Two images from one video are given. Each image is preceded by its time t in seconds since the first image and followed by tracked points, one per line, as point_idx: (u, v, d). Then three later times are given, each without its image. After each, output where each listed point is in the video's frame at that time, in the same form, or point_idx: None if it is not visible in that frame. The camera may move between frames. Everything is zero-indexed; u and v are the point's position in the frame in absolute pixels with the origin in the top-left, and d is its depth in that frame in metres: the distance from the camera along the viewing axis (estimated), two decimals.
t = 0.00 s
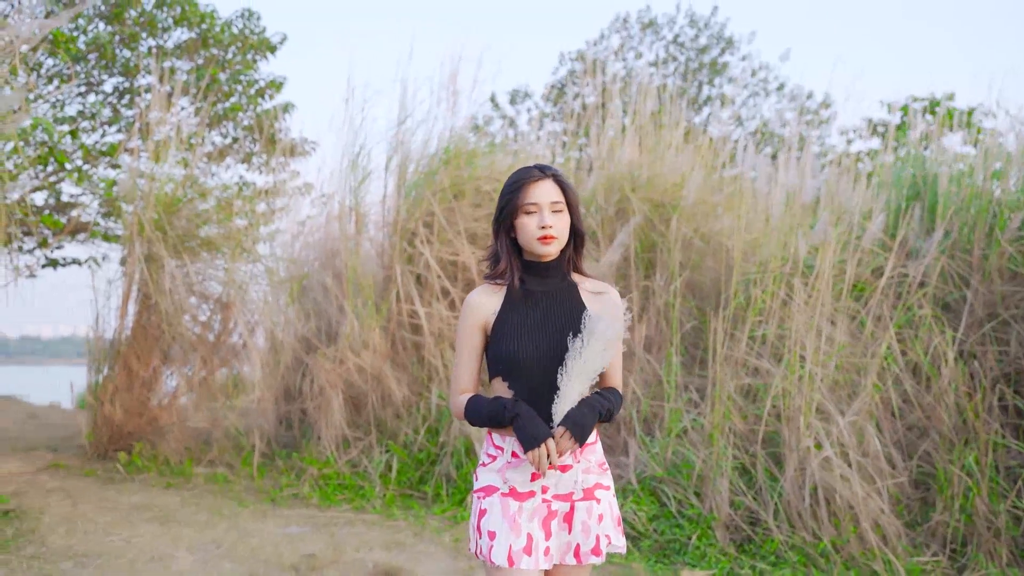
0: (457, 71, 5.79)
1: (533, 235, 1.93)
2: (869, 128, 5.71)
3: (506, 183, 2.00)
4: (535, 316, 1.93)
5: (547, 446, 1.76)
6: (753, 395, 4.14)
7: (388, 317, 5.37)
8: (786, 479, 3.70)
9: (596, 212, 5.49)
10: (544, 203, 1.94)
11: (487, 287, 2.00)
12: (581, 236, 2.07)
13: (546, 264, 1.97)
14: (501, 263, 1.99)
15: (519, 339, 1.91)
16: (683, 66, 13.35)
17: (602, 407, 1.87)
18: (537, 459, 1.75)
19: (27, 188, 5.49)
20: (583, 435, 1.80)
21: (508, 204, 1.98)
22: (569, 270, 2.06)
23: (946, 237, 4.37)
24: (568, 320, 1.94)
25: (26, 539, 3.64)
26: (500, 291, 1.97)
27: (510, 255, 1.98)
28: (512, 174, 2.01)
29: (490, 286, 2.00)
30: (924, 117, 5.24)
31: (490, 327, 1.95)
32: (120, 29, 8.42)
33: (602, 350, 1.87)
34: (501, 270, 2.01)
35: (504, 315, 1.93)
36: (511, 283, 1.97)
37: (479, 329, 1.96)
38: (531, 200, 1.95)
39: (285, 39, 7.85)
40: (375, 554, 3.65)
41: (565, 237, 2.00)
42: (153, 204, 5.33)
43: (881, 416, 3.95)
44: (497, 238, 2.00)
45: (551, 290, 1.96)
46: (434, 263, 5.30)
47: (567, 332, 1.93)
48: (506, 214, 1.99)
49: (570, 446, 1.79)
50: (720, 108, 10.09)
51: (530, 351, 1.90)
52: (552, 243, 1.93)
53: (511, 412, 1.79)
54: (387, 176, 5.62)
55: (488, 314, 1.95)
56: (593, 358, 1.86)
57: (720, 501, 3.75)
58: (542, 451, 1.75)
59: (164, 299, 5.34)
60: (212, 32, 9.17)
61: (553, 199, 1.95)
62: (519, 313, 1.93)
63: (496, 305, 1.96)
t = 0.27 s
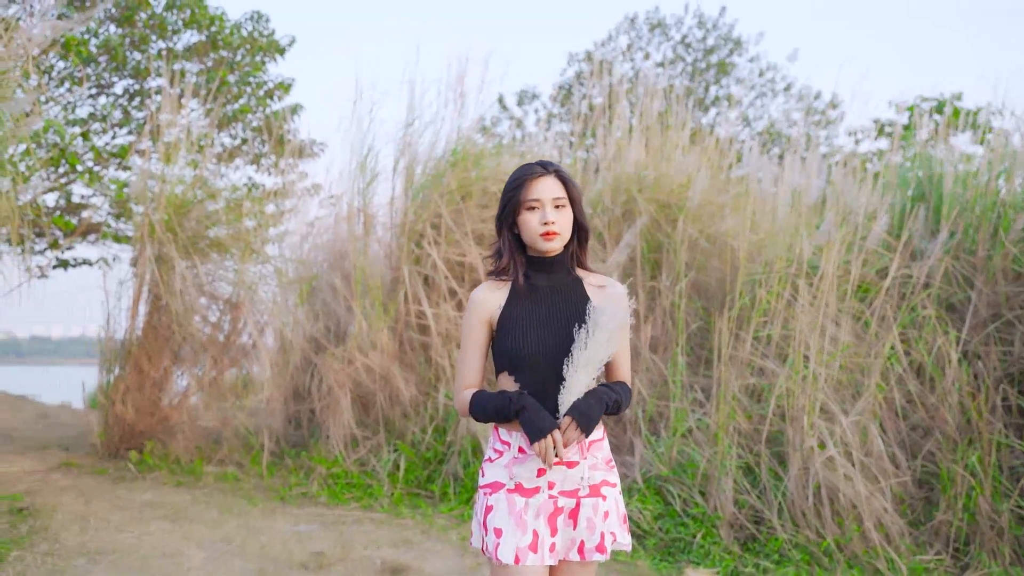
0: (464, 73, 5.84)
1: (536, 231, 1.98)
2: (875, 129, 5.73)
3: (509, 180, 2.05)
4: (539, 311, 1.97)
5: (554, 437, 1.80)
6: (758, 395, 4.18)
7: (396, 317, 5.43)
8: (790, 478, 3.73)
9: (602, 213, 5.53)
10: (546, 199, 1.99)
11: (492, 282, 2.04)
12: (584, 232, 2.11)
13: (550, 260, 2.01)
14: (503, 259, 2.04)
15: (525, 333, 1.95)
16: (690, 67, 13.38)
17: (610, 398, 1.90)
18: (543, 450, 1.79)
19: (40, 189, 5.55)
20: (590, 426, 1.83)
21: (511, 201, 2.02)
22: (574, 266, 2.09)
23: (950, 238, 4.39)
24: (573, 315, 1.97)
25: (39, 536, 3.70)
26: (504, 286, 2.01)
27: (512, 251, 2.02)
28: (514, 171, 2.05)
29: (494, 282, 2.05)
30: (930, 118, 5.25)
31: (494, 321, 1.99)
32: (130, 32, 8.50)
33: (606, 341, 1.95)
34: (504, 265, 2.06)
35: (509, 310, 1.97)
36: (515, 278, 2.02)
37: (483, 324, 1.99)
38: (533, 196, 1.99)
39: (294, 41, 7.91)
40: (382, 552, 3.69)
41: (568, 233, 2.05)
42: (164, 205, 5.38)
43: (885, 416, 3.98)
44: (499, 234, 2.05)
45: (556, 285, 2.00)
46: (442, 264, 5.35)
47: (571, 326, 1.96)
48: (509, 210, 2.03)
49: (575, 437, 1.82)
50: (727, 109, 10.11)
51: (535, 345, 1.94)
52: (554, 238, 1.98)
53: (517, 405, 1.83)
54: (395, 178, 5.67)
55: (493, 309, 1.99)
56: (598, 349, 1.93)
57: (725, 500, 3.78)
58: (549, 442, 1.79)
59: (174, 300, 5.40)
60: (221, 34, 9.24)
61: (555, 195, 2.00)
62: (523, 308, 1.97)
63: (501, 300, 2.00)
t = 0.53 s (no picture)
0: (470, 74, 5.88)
1: (536, 230, 2.01)
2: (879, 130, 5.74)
3: (509, 179, 2.08)
4: (540, 309, 2.00)
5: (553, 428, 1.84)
6: (761, 394, 4.20)
7: (402, 317, 5.47)
8: (793, 477, 3.76)
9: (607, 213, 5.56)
10: (545, 199, 2.02)
11: (493, 281, 2.08)
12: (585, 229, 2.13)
13: (550, 258, 2.04)
14: (503, 258, 2.08)
15: (527, 331, 1.98)
16: (696, 67, 13.40)
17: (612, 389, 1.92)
18: (543, 442, 1.83)
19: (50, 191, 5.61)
20: (591, 414, 1.85)
21: (510, 200, 2.05)
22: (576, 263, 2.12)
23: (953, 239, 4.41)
24: (575, 312, 1.99)
25: (50, 534, 3.75)
26: (505, 285, 2.05)
27: (512, 251, 2.06)
28: (514, 170, 2.08)
29: (495, 280, 2.09)
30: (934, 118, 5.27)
31: (496, 322, 2.03)
32: (139, 34, 8.57)
33: (609, 331, 1.99)
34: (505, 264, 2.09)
35: (510, 309, 2.01)
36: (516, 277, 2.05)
37: (485, 325, 2.03)
38: (533, 196, 2.02)
39: (301, 43, 7.96)
40: (388, 549, 3.73)
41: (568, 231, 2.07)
42: (172, 206, 5.43)
43: (888, 416, 4.01)
44: (500, 233, 2.08)
45: (558, 284, 2.03)
46: (448, 264, 5.39)
47: (574, 323, 1.99)
48: (509, 209, 2.06)
49: (575, 424, 1.85)
50: (733, 108, 10.13)
51: (536, 343, 1.96)
52: (554, 237, 2.01)
53: (516, 398, 1.86)
54: (401, 178, 5.71)
55: (494, 309, 2.03)
56: (602, 337, 1.98)
57: (729, 498, 3.80)
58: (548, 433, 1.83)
59: (183, 300, 5.45)
60: (229, 36, 9.30)
61: (554, 194, 2.03)
62: (524, 306, 2.00)
63: (502, 300, 2.03)
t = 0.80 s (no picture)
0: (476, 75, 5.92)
1: (531, 228, 2.05)
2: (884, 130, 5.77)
3: (505, 178, 2.12)
4: (537, 307, 2.04)
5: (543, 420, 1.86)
6: (764, 393, 4.23)
7: (409, 316, 5.51)
8: (794, 474, 3.79)
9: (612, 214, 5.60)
10: (540, 197, 2.06)
11: (492, 281, 2.13)
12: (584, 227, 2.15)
13: (547, 256, 2.07)
14: (501, 256, 2.13)
15: (524, 329, 2.02)
16: (702, 67, 13.42)
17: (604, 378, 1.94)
18: (534, 433, 1.86)
19: (60, 192, 5.68)
20: (585, 401, 1.88)
21: (507, 198, 2.09)
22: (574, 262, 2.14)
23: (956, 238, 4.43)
24: (570, 309, 2.02)
25: (61, 530, 3.81)
26: (503, 284, 2.09)
27: (509, 250, 2.11)
28: (512, 169, 2.12)
29: (495, 279, 2.13)
30: (938, 118, 5.29)
31: (494, 320, 2.08)
32: (148, 36, 8.64)
33: (606, 324, 2.01)
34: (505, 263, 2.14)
35: (507, 307, 2.05)
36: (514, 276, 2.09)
37: (485, 324, 2.09)
38: (528, 194, 2.06)
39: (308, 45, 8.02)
40: (394, 546, 3.78)
41: (566, 229, 2.10)
42: (181, 207, 5.49)
43: (890, 414, 4.04)
44: (498, 232, 2.13)
45: (555, 282, 2.06)
46: (453, 264, 5.43)
47: (570, 320, 2.01)
48: (506, 208, 2.11)
49: (570, 412, 1.88)
50: (739, 108, 10.15)
51: (532, 340, 2.00)
52: (549, 235, 2.04)
53: (505, 394, 1.91)
54: (407, 179, 5.76)
55: (493, 307, 2.08)
56: (600, 329, 2.00)
57: (731, 495, 3.84)
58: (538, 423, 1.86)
59: (191, 300, 5.50)
60: (237, 38, 9.37)
61: (549, 192, 2.06)
62: (522, 303, 2.04)
63: (500, 298, 2.08)
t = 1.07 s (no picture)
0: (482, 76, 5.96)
1: (525, 225, 2.07)
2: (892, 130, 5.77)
3: (502, 176, 2.16)
4: (530, 303, 2.05)
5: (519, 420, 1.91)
6: (768, 391, 4.26)
7: (416, 316, 5.56)
8: (797, 472, 3.81)
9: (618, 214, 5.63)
10: (534, 194, 2.08)
11: (489, 278, 2.16)
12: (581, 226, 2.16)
13: (542, 253, 2.09)
14: (497, 253, 2.15)
15: (516, 325, 2.04)
16: (711, 67, 13.43)
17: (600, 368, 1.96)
18: (509, 434, 1.90)
19: (73, 193, 5.76)
20: (582, 389, 1.89)
21: (502, 196, 2.13)
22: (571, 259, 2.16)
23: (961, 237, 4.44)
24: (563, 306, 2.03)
25: (74, 525, 3.87)
26: (499, 281, 2.12)
27: (505, 247, 2.13)
28: (509, 167, 2.16)
29: (493, 277, 2.16)
30: (945, 117, 5.29)
31: (491, 315, 2.10)
32: (159, 39, 8.72)
33: (592, 325, 1.91)
34: (501, 260, 2.17)
35: (501, 302, 2.07)
36: (509, 272, 2.12)
37: (482, 320, 2.10)
38: (523, 192, 2.09)
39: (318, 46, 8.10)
40: (400, 542, 3.82)
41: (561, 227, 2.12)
42: (192, 208, 5.55)
43: (893, 411, 4.06)
44: (495, 230, 2.16)
45: (550, 278, 2.08)
46: (460, 264, 5.47)
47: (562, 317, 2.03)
48: (502, 205, 2.14)
49: (569, 400, 1.88)
50: (748, 108, 10.17)
51: (524, 336, 2.02)
52: (543, 231, 2.06)
53: (485, 397, 1.95)
54: (415, 179, 5.80)
55: (489, 304, 2.10)
56: (581, 334, 1.90)
57: (734, 492, 3.87)
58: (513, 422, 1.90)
59: (201, 299, 5.56)
60: (247, 41, 9.44)
61: (543, 189, 2.08)
62: (516, 299, 2.06)
63: (495, 294, 2.10)
